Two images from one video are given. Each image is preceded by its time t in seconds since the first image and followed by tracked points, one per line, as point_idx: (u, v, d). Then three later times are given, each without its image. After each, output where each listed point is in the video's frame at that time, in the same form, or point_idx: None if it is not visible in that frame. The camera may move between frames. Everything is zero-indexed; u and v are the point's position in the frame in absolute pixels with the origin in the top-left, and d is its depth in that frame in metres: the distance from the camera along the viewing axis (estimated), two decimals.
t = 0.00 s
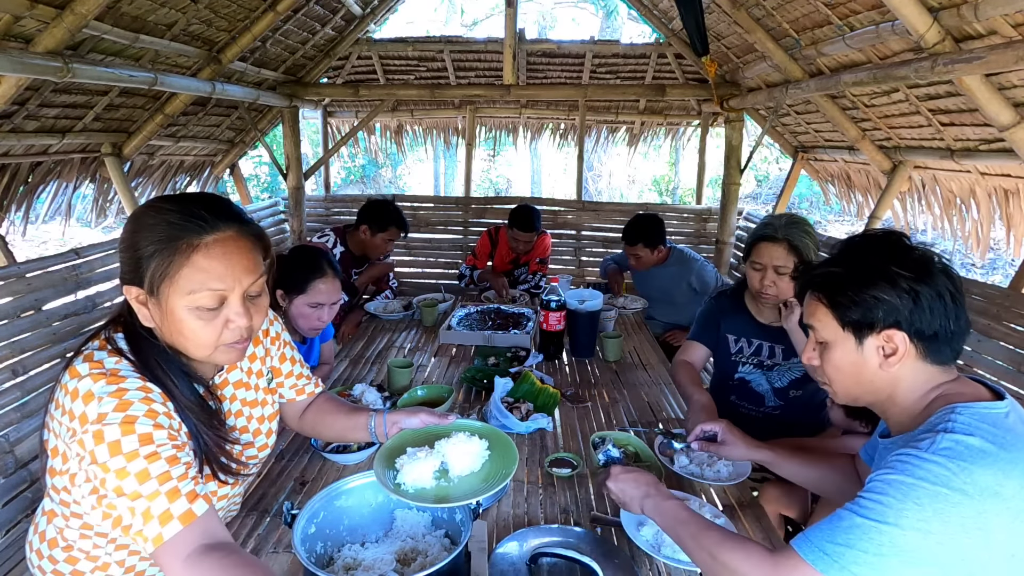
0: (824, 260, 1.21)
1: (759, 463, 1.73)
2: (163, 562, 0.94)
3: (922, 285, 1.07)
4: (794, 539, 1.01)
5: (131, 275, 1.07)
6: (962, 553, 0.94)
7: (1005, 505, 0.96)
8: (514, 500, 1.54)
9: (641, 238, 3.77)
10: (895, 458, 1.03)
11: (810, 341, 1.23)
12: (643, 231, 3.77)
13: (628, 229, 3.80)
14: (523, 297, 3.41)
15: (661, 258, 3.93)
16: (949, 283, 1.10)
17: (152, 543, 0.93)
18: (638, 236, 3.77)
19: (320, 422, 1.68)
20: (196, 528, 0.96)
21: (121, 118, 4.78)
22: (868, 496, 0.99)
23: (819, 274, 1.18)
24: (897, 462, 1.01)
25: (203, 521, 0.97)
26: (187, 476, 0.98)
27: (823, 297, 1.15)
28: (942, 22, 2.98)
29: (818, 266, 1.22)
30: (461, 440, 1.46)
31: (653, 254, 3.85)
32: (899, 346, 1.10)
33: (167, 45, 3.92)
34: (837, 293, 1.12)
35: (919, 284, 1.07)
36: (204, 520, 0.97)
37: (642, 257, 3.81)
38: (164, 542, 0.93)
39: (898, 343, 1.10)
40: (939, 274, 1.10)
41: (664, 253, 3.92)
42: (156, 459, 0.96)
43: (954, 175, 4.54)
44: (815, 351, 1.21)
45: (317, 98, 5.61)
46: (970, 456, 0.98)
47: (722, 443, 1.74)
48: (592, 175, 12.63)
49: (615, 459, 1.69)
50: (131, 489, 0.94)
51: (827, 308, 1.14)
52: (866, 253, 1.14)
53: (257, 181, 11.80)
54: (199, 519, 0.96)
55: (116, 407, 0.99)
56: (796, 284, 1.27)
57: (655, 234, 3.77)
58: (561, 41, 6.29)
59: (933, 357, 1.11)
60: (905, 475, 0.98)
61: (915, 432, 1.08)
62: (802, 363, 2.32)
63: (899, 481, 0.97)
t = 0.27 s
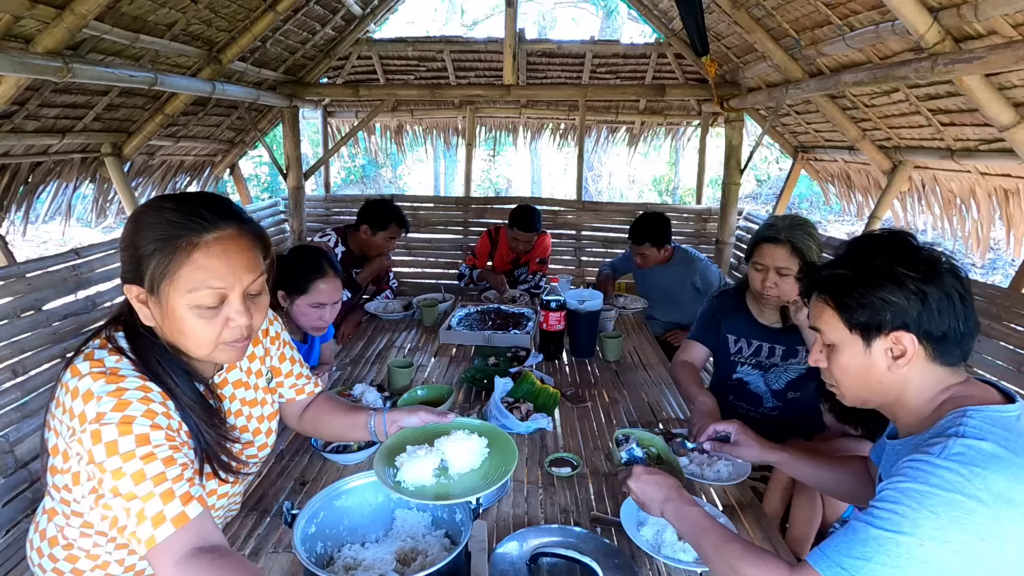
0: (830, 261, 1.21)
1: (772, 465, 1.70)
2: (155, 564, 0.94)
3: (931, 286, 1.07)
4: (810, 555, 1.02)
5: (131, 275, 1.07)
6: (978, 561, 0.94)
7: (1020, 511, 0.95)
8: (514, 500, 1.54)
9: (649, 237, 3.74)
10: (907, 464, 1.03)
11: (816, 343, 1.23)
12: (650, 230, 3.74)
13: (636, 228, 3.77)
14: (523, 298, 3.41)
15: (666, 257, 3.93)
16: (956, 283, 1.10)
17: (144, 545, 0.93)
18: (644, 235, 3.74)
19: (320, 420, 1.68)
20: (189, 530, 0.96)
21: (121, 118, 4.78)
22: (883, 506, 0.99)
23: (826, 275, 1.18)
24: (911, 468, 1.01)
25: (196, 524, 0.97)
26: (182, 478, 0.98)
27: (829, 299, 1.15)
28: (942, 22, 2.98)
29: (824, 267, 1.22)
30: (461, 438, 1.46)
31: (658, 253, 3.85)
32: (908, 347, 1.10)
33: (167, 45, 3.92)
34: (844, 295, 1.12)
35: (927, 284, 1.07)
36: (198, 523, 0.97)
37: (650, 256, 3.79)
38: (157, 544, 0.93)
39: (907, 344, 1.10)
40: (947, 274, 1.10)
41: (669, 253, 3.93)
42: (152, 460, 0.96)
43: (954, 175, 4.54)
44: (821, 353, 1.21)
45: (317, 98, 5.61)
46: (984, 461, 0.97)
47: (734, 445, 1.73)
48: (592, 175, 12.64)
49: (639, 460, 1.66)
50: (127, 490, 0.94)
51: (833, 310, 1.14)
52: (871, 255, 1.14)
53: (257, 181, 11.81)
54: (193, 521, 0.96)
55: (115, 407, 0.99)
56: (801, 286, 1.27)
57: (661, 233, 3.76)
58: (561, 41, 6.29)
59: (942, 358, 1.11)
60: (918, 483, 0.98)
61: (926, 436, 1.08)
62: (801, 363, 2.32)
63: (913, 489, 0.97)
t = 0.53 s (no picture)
0: (837, 262, 1.21)
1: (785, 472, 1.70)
2: (156, 563, 0.94)
3: (938, 286, 1.07)
4: (820, 561, 1.03)
5: (134, 277, 1.07)
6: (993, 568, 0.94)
7: None
8: (514, 500, 1.54)
9: (655, 236, 3.73)
10: (917, 469, 1.03)
11: (822, 345, 1.23)
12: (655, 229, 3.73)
13: (640, 227, 3.76)
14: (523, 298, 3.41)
15: (670, 256, 3.93)
16: (964, 283, 1.09)
17: (145, 543, 0.92)
18: (651, 234, 3.72)
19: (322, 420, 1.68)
20: (191, 529, 0.96)
21: (121, 118, 4.77)
22: (892, 511, 0.99)
23: (832, 276, 1.18)
24: (920, 473, 1.01)
25: (198, 523, 0.97)
26: (184, 478, 0.99)
27: (836, 300, 1.15)
28: (942, 22, 2.98)
29: (830, 268, 1.22)
30: (461, 441, 1.46)
31: (664, 252, 3.85)
32: (915, 348, 1.10)
33: (167, 45, 3.92)
34: (852, 297, 1.12)
35: (935, 285, 1.07)
36: (199, 522, 0.98)
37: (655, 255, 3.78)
38: (159, 542, 0.93)
39: (915, 345, 1.10)
40: (954, 274, 1.10)
41: (673, 252, 3.92)
42: (154, 459, 0.96)
43: (954, 175, 4.54)
44: (827, 354, 1.21)
45: (317, 98, 5.61)
46: (995, 465, 0.97)
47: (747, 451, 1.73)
48: (592, 175, 12.64)
49: (649, 460, 1.63)
50: (129, 488, 0.93)
51: (840, 311, 1.14)
52: (878, 255, 1.14)
53: (257, 181, 11.81)
54: (195, 520, 0.97)
55: (117, 407, 0.99)
56: (808, 287, 1.27)
57: (667, 232, 3.75)
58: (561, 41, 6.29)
59: (950, 359, 1.11)
60: (929, 488, 0.98)
61: (935, 439, 1.08)
62: (800, 365, 2.32)
63: (924, 494, 0.97)
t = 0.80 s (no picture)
0: (839, 263, 1.21)
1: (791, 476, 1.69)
2: (172, 558, 0.94)
3: (940, 288, 1.07)
4: (818, 562, 1.02)
5: (141, 280, 1.07)
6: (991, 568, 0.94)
7: None
8: (514, 500, 1.54)
9: (661, 234, 3.69)
10: (916, 470, 1.03)
11: (824, 345, 1.24)
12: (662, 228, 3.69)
13: (647, 225, 3.72)
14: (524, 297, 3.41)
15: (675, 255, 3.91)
16: (965, 285, 1.09)
17: (165, 536, 0.93)
18: (658, 232, 3.67)
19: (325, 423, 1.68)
20: (211, 523, 0.97)
21: (121, 118, 4.77)
22: (893, 512, 0.99)
23: (833, 277, 1.18)
24: (920, 474, 1.01)
25: (217, 518, 0.98)
26: (199, 475, 1.00)
27: (837, 301, 1.15)
28: (942, 22, 2.98)
29: (832, 269, 1.22)
30: (464, 444, 1.45)
31: (670, 250, 3.82)
32: (917, 350, 1.10)
33: (167, 45, 3.92)
34: (853, 298, 1.12)
35: (936, 287, 1.07)
36: (218, 518, 0.99)
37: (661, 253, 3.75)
38: (179, 535, 0.94)
39: (916, 347, 1.10)
40: (956, 276, 1.10)
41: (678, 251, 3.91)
42: (171, 455, 0.97)
43: (954, 175, 4.54)
44: (829, 355, 1.21)
45: (317, 98, 5.61)
46: (995, 467, 0.97)
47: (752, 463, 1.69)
48: (592, 175, 12.64)
49: (641, 466, 1.62)
50: (145, 483, 0.94)
51: (841, 312, 1.15)
52: (880, 256, 1.14)
53: (257, 181, 11.81)
54: (214, 515, 0.98)
55: (130, 405, 1.00)
56: (809, 288, 1.27)
57: (673, 230, 3.71)
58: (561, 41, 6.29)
59: (952, 361, 1.11)
60: (929, 489, 0.98)
61: (936, 440, 1.08)
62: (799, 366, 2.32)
63: (924, 496, 0.97)
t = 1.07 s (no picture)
0: (833, 265, 1.21)
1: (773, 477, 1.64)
2: (134, 571, 0.91)
3: (933, 288, 1.07)
4: (808, 554, 1.02)
5: (150, 281, 1.07)
6: (977, 564, 0.94)
7: None
8: (515, 500, 1.54)
9: (667, 231, 3.68)
10: (908, 467, 1.02)
11: (819, 347, 1.23)
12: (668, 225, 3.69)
13: (655, 221, 3.71)
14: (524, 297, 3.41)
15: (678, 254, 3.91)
16: (959, 285, 1.09)
17: (130, 548, 0.90)
18: (664, 229, 3.67)
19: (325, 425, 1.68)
20: (179, 540, 0.95)
21: (121, 118, 4.77)
22: (883, 507, 0.99)
23: (827, 279, 1.18)
24: (910, 470, 1.01)
25: (188, 536, 0.96)
26: (180, 489, 0.98)
27: (832, 302, 1.15)
28: (942, 22, 2.98)
29: (826, 270, 1.22)
30: (466, 443, 1.45)
31: (674, 248, 3.80)
32: (911, 351, 1.10)
33: (167, 45, 3.92)
34: (847, 299, 1.12)
35: (929, 287, 1.07)
36: (188, 535, 0.96)
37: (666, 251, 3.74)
38: (145, 548, 0.91)
39: (910, 347, 1.10)
40: (949, 276, 1.10)
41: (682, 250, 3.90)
42: (155, 463, 0.96)
43: (954, 175, 4.54)
44: (824, 356, 1.21)
45: (317, 98, 5.62)
46: (987, 465, 0.97)
47: (732, 471, 1.62)
48: (592, 175, 12.64)
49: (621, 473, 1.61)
50: (123, 489, 0.92)
51: (835, 313, 1.14)
52: (874, 258, 1.14)
53: (257, 181, 11.81)
54: (184, 532, 0.96)
55: (128, 408, 1.00)
56: (804, 289, 1.27)
57: (679, 229, 3.71)
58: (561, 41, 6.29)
59: (946, 361, 1.11)
60: (920, 486, 0.97)
61: (930, 438, 1.08)
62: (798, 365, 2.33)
63: (914, 492, 0.97)
